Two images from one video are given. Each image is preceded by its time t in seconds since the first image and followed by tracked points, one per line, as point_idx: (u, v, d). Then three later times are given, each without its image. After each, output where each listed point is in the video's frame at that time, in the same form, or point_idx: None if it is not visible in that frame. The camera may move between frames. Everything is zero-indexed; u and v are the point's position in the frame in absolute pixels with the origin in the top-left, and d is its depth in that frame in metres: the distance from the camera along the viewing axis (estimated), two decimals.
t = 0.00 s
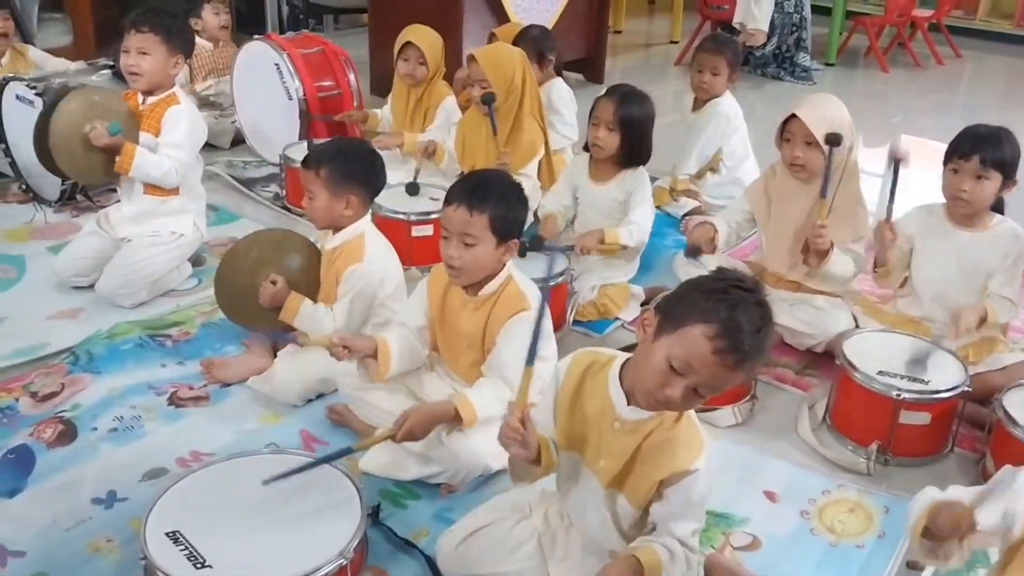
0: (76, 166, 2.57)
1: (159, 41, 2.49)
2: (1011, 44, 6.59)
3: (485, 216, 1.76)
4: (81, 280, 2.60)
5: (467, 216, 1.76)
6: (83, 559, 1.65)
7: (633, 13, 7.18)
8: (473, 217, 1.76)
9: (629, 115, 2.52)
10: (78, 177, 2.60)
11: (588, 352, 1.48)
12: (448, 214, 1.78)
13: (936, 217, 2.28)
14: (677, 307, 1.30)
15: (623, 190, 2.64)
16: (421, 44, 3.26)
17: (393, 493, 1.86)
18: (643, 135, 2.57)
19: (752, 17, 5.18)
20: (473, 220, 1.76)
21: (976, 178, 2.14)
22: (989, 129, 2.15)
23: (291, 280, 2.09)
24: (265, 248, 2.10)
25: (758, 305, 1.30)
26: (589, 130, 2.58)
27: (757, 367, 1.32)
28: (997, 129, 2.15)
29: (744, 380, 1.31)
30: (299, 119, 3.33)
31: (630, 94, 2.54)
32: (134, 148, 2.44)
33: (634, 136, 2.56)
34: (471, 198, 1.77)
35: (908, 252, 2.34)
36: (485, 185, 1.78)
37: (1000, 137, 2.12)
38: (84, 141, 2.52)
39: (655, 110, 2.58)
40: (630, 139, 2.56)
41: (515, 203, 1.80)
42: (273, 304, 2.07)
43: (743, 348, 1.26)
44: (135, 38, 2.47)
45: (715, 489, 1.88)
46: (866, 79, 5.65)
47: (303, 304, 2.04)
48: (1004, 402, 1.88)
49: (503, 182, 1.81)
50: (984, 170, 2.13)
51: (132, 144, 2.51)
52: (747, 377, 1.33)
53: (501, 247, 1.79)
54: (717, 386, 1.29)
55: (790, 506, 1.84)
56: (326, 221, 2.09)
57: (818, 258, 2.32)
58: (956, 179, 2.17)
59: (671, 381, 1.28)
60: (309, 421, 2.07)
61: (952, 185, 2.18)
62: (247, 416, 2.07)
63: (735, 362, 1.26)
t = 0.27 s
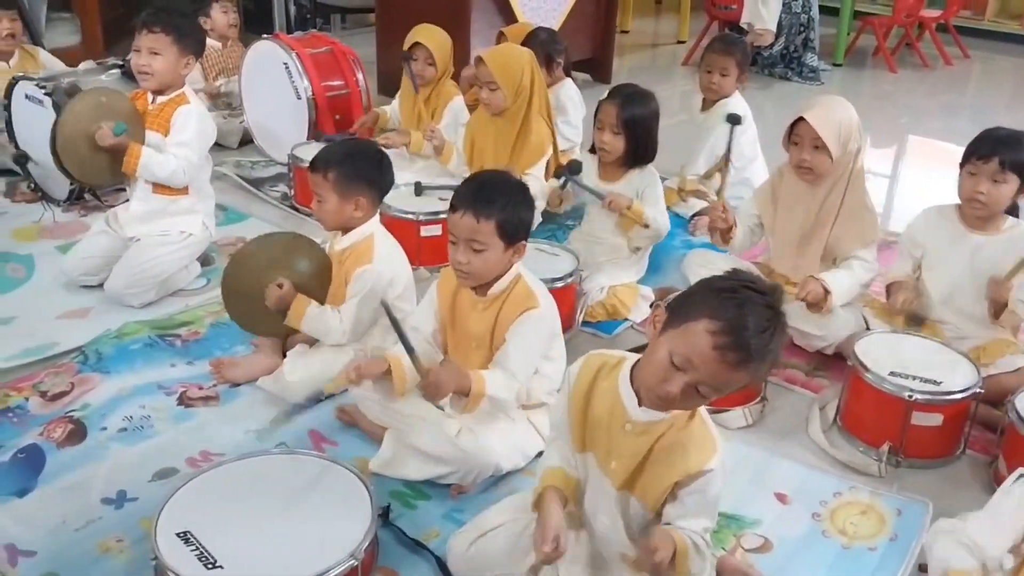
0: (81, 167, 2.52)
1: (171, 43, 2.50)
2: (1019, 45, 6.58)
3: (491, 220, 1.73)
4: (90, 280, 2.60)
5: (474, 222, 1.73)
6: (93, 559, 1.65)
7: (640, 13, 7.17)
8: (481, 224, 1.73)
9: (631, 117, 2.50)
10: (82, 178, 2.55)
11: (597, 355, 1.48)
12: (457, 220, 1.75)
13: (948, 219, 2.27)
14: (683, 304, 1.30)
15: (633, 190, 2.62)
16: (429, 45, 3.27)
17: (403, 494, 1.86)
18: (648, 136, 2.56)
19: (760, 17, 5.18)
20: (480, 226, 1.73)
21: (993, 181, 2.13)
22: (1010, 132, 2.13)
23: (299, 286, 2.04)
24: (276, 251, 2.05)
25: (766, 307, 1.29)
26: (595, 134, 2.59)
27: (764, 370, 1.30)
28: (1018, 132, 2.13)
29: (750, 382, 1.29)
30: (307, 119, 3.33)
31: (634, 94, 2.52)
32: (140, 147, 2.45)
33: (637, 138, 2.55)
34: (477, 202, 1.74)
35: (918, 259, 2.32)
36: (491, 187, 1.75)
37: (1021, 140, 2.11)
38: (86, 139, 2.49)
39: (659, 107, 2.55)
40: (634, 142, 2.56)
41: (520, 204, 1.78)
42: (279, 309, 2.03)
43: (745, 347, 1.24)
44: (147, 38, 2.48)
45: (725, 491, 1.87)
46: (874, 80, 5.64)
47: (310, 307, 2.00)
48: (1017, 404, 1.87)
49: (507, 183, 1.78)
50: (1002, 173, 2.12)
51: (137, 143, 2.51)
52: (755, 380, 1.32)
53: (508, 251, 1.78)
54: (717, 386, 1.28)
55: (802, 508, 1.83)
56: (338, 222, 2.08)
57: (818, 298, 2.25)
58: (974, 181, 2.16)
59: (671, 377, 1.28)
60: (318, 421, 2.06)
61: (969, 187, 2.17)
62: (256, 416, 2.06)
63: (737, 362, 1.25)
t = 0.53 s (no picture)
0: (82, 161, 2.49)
1: (178, 42, 2.50)
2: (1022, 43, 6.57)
3: (502, 212, 1.76)
4: (93, 279, 2.60)
5: (485, 212, 1.76)
6: (98, 558, 1.64)
7: (642, 11, 7.16)
8: (491, 213, 1.75)
9: (635, 116, 2.50)
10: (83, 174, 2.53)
11: (607, 352, 1.48)
12: (467, 210, 1.77)
13: (955, 218, 2.26)
14: (687, 296, 1.31)
15: (636, 189, 2.63)
16: (432, 43, 3.26)
17: (408, 493, 1.85)
18: (650, 134, 2.55)
19: (763, 15, 5.17)
20: (491, 216, 1.75)
21: (1010, 183, 2.12)
22: None
23: (299, 288, 2.03)
24: (270, 256, 2.04)
25: (768, 296, 1.28)
26: (599, 133, 2.58)
27: (770, 360, 1.29)
28: None
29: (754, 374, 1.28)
30: (311, 118, 3.33)
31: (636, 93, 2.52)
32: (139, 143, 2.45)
33: (642, 137, 2.54)
34: (489, 195, 1.76)
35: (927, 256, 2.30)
36: (500, 182, 1.78)
37: None
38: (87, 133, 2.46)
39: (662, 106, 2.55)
40: (639, 142, 2.55)
41: (531, 200, 1.80)
42: (281, 313, 2.03)
43: (745, 335, 1.24)
44: (153, 37, 2.48)
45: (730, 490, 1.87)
46: (878, 78, 5.63)
47: (314, 310, 2.01)
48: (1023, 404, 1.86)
49: (519, 180, 1.81)
50: (1019, 175, 2.10)
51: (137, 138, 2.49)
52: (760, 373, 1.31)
53: (517, 245, 1.78)
54: (720, 374, 1.27)
55: (807, 507, 1.83)
56: (339, 222, 2.08)
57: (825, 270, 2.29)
58: (989, 182, 2.15)
59: (673, 366, 1.29)
60: (323, 420, 2.06)
61: (984, 189, 2.16)
62: (260, 414, 2.06)
63: (738, 350, 1.25)
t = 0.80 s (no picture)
0: (71, 154, 2.53)
1: (182, 41, 2.49)
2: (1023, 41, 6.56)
3: (513, 207, 1.75)
4: (94, 277, 2.60)
5: (495, 206, 1.75)
6: (99, 557, 1.64)
7: (643, 9, 7.16)
8: (501, 208, 1.75)
9: (637, 113, 2.49)
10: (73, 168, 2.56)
11: (612, 347, 1.47)
12: (477, 204, 1.76)
13: (957, 216, 2.26)
14: (692, 295, 1.31)
15: (638, 187, 2.62)
16: (433, 41, 3.25)
17: (409, 491, 1.85)
18: (654, 133, 2.54)
19: (764, 13, 5.16)
20: (500, 210, 1.75)
21: (1010, 180, 2.12)
22: None
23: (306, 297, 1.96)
24: (275, 265, 1.93)
25: (773, 297, 1.28)
26: (601, 130, 2.57)
27: (772, 362, 1.29)
28: None
29: (757, 374, 1.28)
30: (312, 116, 3.32)
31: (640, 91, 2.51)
32: (130, 138, 2.44)
33: (644, 136, 2.54)
34: (500, 188, 1.76)
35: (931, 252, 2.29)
36: (511, 179, 1.76)
37: None
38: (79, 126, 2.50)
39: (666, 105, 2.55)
40: (640, 140, 2.54)
41: (541, 199, 1.79)
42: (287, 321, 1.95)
43: (750, 337, 1.24)
44: (157, 36, 2.47)
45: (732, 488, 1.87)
46: (879, 76, 5.62)
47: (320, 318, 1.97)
48: None
49: (530, 178, 1.79)
50: (1019, 172, 2.10)
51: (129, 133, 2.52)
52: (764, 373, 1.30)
53: (524, 242, 1.77)
54: (722, 375, 1.27)
55: (809, 506, 1.83)
56: (337, 221, 2.07)
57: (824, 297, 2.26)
58: (990, 180, 2.14)
59: (676, 364, 1.29)
60: (324, 418, 2.06)
61: (984, 186, 2.16)
62: (261, 413, 2.06)
63: (742, 351, 1.24)
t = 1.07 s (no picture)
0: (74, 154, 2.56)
1: (188, 43, 2.50)
2: None
3: (524, 205, 1.76)
4: (95, 276, 2.60)
5: (506, 202, 1.76)
6: (99, 557, 1.64)
7: (645, 9, 7.15)
8: (512, 205, 1.76)
9: (640, 113, 2.49)
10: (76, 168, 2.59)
11: (615, 351, 1.48)
12: (489, 198, 1.78)
13: (959, 217, 2.25)
14: (689, 293, 1.31)
15: (638, 186, 2.63)
16: (436, 40, 3.25)
17: (410, 492, 1.85)
18: (657, 132, 2.54)
19: (767, 13, 5.15)
20: (511, 207, 1.76)
21: (1009, 179, 2.11)
22: None
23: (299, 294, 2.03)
24: (272, 261, 2.01)
25: (770, 289, 1.27)
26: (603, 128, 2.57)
27: (773, 354, 1.29)
28: None
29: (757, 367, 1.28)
30: (314, 116, 3.32)
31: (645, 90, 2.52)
32: (135, 139, 2.44)
33: (646, 135, 2.53)
34: (512, 186, 1.77)
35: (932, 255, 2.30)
36: (524, 178, 1.78)
37: None
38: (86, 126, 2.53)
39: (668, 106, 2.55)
40: (643, 139, 2.54)
41: (552, 200, 1.80)
42: (282, 318, 2.01)
43: (746, 331, 1.24)
44: (164, 38, 2.48)
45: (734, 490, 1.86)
46: (882, 76, 5.61)
47: (316, 314, 1.99)
48: None
49: (541, 179, 1.80)
50: (1018, 171, 2.10)
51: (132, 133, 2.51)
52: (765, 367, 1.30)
53: (530, 242, 1.78)
54: (723, 372, 1.27)
55: (811, 507, 1.82)
56: (337, 221, 2.08)
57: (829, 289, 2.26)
58: (989, 179, 2.14)
59: (676, 363, 1.29)
60: (325, 418, 2.06)
61: (983, 185, 2.15)
62: (262, 413, 2.06)
63: (739, 346, 1.24)
